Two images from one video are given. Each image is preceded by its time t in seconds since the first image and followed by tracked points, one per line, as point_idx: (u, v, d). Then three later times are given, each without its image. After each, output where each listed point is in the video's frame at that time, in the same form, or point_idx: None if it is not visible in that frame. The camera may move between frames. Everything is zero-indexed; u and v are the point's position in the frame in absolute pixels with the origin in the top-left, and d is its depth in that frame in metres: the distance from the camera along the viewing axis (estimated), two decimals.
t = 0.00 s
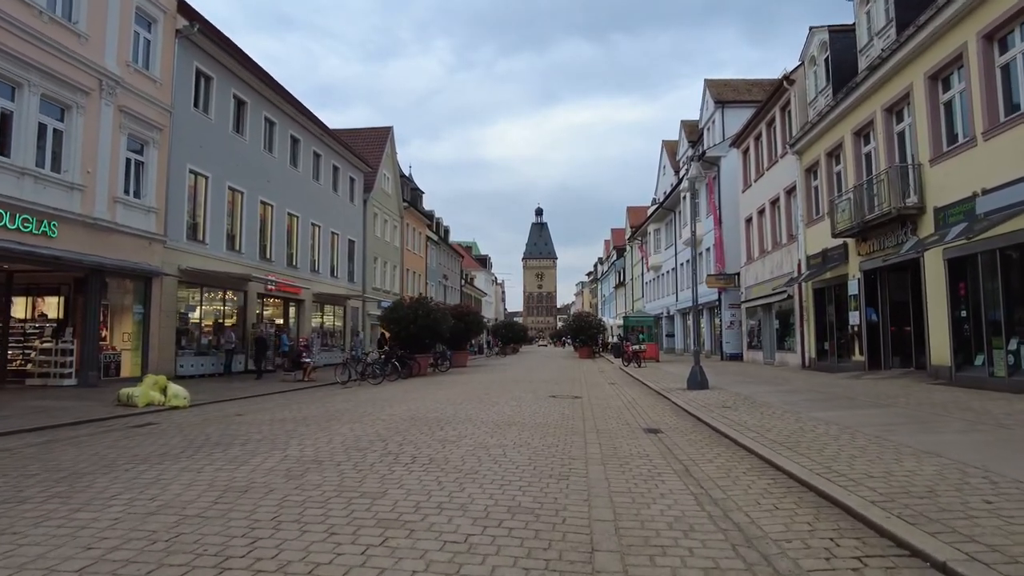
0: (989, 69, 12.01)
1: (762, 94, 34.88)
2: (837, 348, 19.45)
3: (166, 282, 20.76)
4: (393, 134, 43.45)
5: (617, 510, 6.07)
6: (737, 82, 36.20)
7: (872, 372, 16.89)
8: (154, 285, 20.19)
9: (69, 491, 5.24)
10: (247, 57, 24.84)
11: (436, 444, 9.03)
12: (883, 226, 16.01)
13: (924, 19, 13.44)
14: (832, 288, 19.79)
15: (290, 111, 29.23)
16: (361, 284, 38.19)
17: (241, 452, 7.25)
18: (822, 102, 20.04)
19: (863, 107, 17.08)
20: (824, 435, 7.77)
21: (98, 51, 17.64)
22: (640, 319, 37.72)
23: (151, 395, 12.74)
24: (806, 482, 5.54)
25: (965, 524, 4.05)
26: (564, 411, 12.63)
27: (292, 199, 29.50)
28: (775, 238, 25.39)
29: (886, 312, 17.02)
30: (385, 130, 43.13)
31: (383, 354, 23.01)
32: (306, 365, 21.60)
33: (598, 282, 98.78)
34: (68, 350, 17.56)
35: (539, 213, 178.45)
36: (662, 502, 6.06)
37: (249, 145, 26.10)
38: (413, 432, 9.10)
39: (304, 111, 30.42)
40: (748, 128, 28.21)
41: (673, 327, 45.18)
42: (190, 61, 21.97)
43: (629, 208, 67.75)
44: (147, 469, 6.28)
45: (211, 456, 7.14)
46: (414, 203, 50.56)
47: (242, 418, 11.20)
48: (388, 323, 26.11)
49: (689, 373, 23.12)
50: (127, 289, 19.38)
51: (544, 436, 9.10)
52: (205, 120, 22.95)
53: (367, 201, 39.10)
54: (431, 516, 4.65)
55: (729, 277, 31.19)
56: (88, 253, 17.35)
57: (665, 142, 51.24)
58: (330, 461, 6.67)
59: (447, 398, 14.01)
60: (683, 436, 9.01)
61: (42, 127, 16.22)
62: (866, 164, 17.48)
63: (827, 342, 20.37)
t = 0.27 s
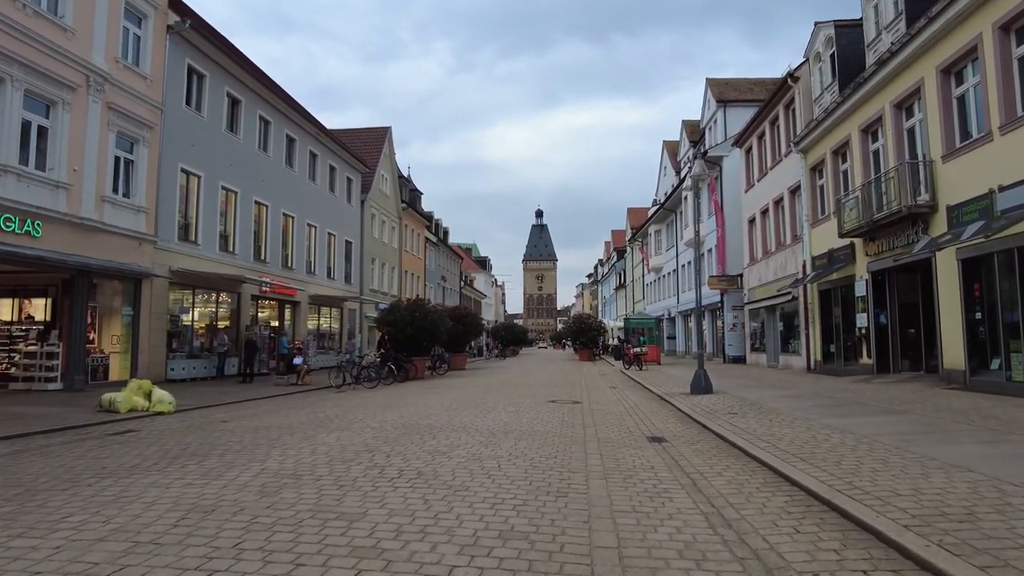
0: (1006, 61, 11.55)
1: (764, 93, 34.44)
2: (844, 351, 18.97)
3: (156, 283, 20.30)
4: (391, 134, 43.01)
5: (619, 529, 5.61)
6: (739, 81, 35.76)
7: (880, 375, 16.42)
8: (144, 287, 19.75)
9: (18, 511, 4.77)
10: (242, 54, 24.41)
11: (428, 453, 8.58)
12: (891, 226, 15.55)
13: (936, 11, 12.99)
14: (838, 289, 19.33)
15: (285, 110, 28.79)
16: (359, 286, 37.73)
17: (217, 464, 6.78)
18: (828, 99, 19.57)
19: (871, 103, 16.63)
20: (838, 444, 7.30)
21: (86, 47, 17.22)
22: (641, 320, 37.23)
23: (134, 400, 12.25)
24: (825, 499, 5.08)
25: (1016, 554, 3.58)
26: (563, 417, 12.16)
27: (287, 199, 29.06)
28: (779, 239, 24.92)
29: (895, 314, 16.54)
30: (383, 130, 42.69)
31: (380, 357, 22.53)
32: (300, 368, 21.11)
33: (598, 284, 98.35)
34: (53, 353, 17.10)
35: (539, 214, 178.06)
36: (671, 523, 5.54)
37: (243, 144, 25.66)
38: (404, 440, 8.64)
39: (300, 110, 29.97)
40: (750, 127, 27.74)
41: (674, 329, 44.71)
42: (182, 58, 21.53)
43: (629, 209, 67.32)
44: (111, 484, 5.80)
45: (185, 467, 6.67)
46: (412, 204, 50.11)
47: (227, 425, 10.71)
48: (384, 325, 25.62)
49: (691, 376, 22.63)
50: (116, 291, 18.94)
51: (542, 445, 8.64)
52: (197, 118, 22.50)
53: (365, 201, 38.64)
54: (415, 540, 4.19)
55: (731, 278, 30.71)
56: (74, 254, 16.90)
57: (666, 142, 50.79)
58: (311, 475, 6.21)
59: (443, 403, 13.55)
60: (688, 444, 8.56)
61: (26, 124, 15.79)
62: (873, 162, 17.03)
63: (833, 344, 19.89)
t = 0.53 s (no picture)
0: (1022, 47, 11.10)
1: (766, 88, 33.97)
2: (850, 350, 18.51)
3: (146, 280, 19.86)
4: (389, 132, 42.54)
5: (621, 542, 5.16)
6: (741, 77, 35.30)
7: (888, 374, 15.97)
8: (133, 284, 19.30)
9: None
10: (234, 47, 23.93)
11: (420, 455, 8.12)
12: (900, 220, 15.11)
13: None
14: (844, 286, 18.88)
15: (280, 105, 28.33)
16: (355, 284, 37.26)
17: (189, 469, 6.32)
18: (833, 91, 19.11)
19: (878, 94, 16.19)
20: (854, 447, 6.84)
21: (71, 38, 16.77)
22: (642, 319, 36.77)
23: (116, 401, 11.78)
24: (846, 507, 4.65)
25: None
26: (562, 417, 11.71)
27: (282, 195, 28.64)
28: (782, 235, 24.47)
29: (904, 311, 16.09)
30: (381, 127, 42.24)
31: (375, 356, 22.04)
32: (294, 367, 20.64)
33: (598, 283, 98.09)
34: (37, 352, 16.64)
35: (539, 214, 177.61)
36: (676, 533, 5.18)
37: (236, 140, 25.20)
38: (393, 442, 8.17)
39: (295, 106, 29.51)
40: (753, 122, 27.28)
41: (675, 328, 44.25)
42: (173, 51, 21.08)
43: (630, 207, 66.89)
44: (70, 491, 5.34)
45: (153, 472, 6.19)
46: (411, 202, 49.64)
47: (211, 427, 10.26)
48: (381, 324, 25.14)
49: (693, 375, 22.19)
50: (105, 288, 18.49)
51: (539, 446, 8.19)
52: (188, 112, 22.05)
53: (362, 199, 38.19)
54: (391, 559, 3.72)
55: (733, 276, 30.25)
56: (59, 250, 16.45)
57: (667, 139, 50.30)
58: (287, 482, 5.75)
59: (438, 404, 13.10)
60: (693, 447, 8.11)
61: (8, 116, 15.33)
62: (881, 155, 16.57)
63: (839, 343, 19.44)
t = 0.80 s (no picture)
0: None
1: (768, 86, 33.53)
2: (858, 351, 18.05)
3: (136, 281, 19.39)
4: (387, 130, 42.08)
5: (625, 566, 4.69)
6: (743, 74, 34.85)
7: (898, 377, 15.51)
8: (122, 284, 18.84)
9: None
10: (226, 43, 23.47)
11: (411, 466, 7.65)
12: (910, 218, 14.64)
13: None
14: (850, 286, 18.42)
15: (275, 103, 27.88)
16: (352, 284, 36.81)
17: (158, 484, 5.84)
18: (839, 86, 18.64)
19: (887, 89, 15.72)
20: (875, 459, 6.37)
21: (56, 31, 16.30)
22: (643, 319, 36.31)
23: (96, 406, 11.31)
24: (877, 531, 4.20)
25: None
26: (562, 422, 11.24)
27: (276, 194, 28.19)
28: (786, 234, 24.02)
29: (913, 311, 15.62)
30: (379, 126, 41.79)
31: (371, 358, 21.54)
32: (286, 368, 20.19)
33: (598, 283, 97.71)
34: (21, 355, 16.16)
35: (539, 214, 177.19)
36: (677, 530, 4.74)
37: (229, 137, 24.72)
38: (382, 451, 7.70)
39: (290, 103, 29.04)
40: (755, 119, 26.82)
41: (676, 328, 43.81)
42: (163, 46, 20.61)
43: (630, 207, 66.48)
44: (21, 511, 4.86)
45: (118, 487, 5.71)
46: (409, 201, 49.20)
47: (194, 434, 9.79)
48: (377, 325, 24.68)
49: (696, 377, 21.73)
50: (92, 288, 18.01)
51: (537, 454, 7.72)
52: (180, 109, 21.59)
53: (359, 198, 37.74)
54: None
55: (736, 276, 29.80)
56: (43, 249, 15.96)
57: (667, 138, 49.85)
58: (260, 500, 5.27)
59: (433, 408, 12.64)
60: (700, 456, 7.64)
61: None
62: (889, 151, 16.10)
63: (845, 344, 18.97)
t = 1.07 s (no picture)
0: None
1: (772, 81, 33.07)
2: (867, 351, 17.58)
3: (126, 278, 18.91)
4: (385, 127, 41.63)
5: None
6: (746, 70, 34.38)
7: (909, 377, 15.03)
8: (111, 281, 18.36)
9: None
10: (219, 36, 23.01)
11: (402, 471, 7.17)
12: (922, 213, 14.17)
13: None
14: (859, 284, 17.94)
15: (270, 97, 27.45)
16: (350, 283, 36.35)
17: (122, 492, 5.36)
18: (847, 78, 18.16)
19: (897, 80, 15.24)
20: (901, 464, 5.88)
21: (41, 20, 15.85)
22: (644, 318, 35.69)
23: (76, 406, 10.83)
24: (918, 550, 3.73)
25: None
26: (563, 423, 10.78)
27: (271, 191, 27.73)
28: (791, 232, 23.56)
29: (925, 309, 15.15)
30: (377, 123, 41.33)
31: (366, 358, 21.03)
32: (281, 367, 19.68)
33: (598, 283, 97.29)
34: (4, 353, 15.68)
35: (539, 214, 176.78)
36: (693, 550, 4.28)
37: (223, 132, 24.27)
38: (371, 456, 7.22)
39: (285, 98, 28.56)
40: (759, 114, 26.33)
41: (678, 328, 43.34)
42: (154, 38, 20.15)
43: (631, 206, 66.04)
44: None
45: (79, 496, 5.23)
46: (408, 199, 48.74)
47: (176, 436, 9.32)
48: (374, 323, 24.19)
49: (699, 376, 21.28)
50: (80, 286, 17.53)
51: (536, 458, 7.25)
52: (172, 102, 21.12)
53: (357, 195, 37.29)
54: None
55: (739, 274, 29.33)
56: (27, 245, 15.50)
57: (669, 136, 49.39)
58: (230, 511, 4.79)
59: (430, 409, 12.20)
60: (709, 461, 7.17)
61: None
62: (899, 144, 15.62)
63: (853, 343, 18.51)
